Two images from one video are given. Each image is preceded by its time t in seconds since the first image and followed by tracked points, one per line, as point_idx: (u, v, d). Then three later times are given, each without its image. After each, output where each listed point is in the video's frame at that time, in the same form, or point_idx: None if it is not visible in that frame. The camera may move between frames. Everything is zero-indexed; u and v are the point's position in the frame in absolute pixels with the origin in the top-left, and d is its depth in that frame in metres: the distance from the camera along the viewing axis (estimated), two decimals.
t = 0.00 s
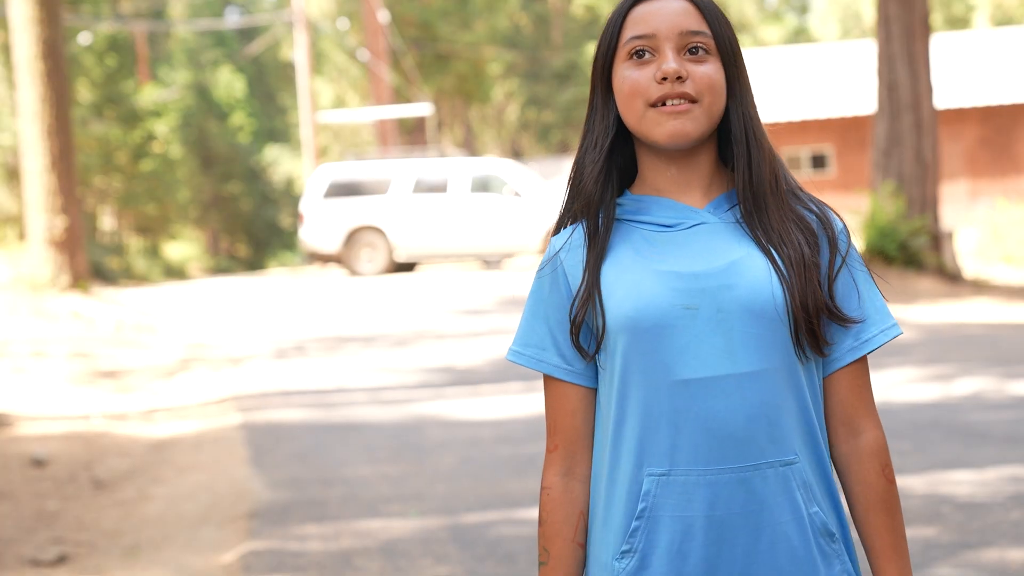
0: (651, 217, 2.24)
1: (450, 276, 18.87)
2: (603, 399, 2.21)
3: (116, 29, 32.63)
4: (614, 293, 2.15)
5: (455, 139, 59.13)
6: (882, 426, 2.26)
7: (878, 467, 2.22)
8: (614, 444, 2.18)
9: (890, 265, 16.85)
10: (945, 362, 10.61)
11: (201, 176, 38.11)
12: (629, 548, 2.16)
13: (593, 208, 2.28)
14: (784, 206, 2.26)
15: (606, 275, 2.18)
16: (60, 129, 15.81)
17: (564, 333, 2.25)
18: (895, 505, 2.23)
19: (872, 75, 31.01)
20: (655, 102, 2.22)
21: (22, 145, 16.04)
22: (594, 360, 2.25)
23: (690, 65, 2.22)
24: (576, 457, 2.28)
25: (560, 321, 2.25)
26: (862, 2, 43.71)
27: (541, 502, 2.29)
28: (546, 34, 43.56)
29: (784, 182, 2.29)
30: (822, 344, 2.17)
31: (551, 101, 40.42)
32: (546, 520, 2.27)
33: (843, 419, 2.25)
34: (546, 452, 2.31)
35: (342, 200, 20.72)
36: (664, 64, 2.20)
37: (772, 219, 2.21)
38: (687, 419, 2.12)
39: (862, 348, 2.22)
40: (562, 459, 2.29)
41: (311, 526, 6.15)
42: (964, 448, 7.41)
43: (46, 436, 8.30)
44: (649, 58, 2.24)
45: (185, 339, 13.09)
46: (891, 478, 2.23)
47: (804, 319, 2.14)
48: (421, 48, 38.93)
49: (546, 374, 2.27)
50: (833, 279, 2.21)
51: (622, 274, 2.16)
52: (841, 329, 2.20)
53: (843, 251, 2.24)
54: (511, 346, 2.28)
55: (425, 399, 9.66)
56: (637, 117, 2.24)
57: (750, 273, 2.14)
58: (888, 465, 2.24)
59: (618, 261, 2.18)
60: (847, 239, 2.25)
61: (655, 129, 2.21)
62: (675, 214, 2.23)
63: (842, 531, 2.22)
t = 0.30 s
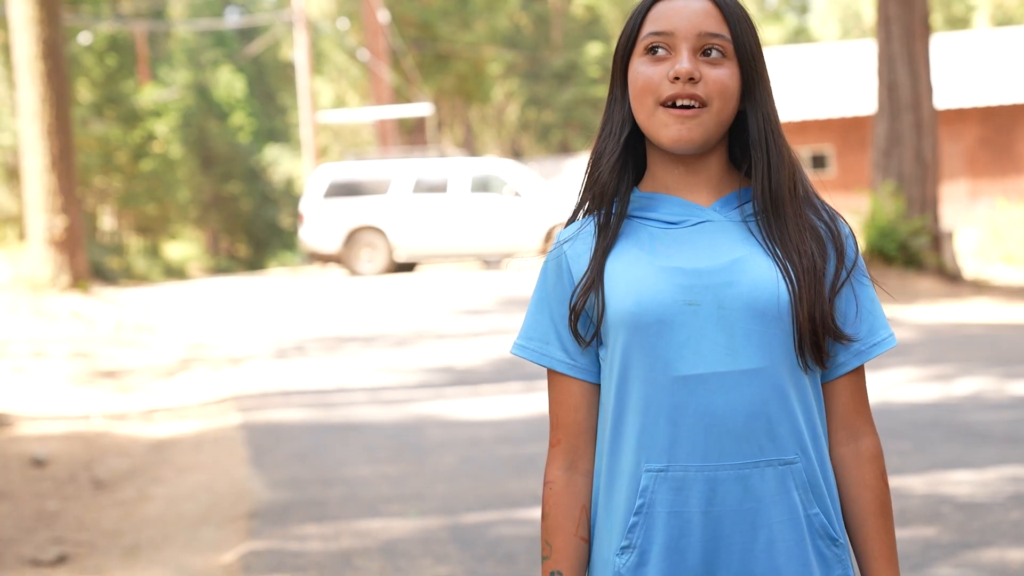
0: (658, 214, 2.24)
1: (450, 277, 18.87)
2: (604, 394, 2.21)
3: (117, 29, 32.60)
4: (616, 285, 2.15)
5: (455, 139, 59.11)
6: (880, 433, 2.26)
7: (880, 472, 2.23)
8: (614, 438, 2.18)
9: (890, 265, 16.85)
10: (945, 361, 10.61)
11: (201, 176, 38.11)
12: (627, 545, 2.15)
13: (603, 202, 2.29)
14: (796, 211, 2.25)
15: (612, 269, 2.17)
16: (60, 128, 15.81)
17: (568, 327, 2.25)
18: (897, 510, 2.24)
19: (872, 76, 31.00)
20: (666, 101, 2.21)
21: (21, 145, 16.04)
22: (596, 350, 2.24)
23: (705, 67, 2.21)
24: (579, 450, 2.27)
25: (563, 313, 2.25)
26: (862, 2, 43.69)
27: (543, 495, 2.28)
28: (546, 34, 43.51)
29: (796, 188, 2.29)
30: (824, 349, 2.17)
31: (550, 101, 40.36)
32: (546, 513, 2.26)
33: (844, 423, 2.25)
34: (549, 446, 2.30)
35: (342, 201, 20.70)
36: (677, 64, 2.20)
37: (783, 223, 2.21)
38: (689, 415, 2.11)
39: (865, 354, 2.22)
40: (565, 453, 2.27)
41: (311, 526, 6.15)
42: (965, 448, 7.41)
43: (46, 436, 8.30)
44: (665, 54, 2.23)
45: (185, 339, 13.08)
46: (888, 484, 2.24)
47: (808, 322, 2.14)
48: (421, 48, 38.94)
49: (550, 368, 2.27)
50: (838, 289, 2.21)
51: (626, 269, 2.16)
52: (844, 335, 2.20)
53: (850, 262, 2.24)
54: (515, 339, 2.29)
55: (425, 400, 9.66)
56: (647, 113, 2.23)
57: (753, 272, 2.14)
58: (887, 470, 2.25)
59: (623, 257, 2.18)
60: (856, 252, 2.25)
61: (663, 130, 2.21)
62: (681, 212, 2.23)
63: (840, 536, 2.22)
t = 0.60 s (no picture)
0: (659, 213, 2.24)
1: (450, 277, 18.88)
2: (606, 389, 2.21)
3: (117, 29, 32.54)
4: (618, 280, 2.15)
5: (455, 139, 59.10)
6: (888, 430, 2.26)
7: (884, 469, 2.23)
8: (614, 433, 2.18)
9: (890, 265, 16.86)
10: (945, 361, 10.61)
11: (201, 177, 38.14)
12: (627, 541, 2.16)
13: (605, 200, 2.29)
14: (800, 209, 2.25)
15: (613, 265, 2.18)
16: (60, 128, 15.80)
17: (569, 323, 2.26)
18: (901, 508, 2.23)
19: (872, 76, 31.00)
20: (664, 100, 2.22)
21: (21, 145, 16.04)
22: (597, 347, 2.25)
23: (704, 67, 2.21)
24: (580, 447, 2.28)
25: (565, 310, 2.26)
26: (862, 2, 43.67)
27: (544, 491, 2.29)
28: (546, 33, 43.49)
29: (801, 185, 2.28)
30: (825, 346, 2.16)
31: (550, 101, 40.34)
32: (547, 508, 2.28)
33: (850, 420, 2.25)
34: (550, 443, 2.31)
35: (343, 201, 20.70)
36: (675, 64, 2.20)
37: (787, 222, 2.21)
38: (689, 413, 2.12)
39: (868, 353, 2.22)
40: (566, 449, 2.28)
41: (311, 526, 6.15)
42: (964, 447, 7.42)
43: (46, 436, 8.30)
44: (664, 54, 2.23)
45: (185, 339, 13.08)
46: (896, 482, 2.24)
47: (807, 324, 2.14)
48: (421, 48, 38.97)
49: (553, 364, 2.27)
50: (842, 289, 2.21)
51: (626, 265, 2.16)
52: (846, 333, 2.20)
53: (854, 262, 2.23)
54: (518, 336, 2.29)
55: (425, 399, 9.66)
56: (647, 112, 2.23)
57: (754, 272, 2.13)
58: (896, 467, 2.24)
59: (624, 254, 2.19)
60: (859, 252, 2.24)
61: (662, 129, 2.21)
62: (685, 209, 2.22)
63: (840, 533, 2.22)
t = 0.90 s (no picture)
0: (659, 208, 2.24)
1: (450, 277, 18.89)
2: (607, 385, 2.22)
3: (117, 29, 32.51)
4: (618, 275, 2.15)
5: (455, 139, 59.13)
6: (892, 422, 2.24)
7: (888, 462, 2.22)
8: (614, 428, 2.19)
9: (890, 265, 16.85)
10: (945, 361, 10.61)
11: (201, 177, 38.16)
12: (627, 536, 2.16)
13: (608, 197, 2.30)
14: (802, 204, 2.24)
15: (614, 262, 2.18)
16: (60, 129, 15.80)
17: (573, 318, 2.26)
18: (905, 500, 2.22)
19: (871, 76, 31.00)
20: (659, 103, 2.22)
21: (21, 145, 16.04)
22: (600, 345, 2.26)
23: (698, 66, 2.21)
24: (582, 441, 2.28)
25: (569, 306, 2.27)
26: (862, 2, 43.69)
27: (546, 484, 2.30)
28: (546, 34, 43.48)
29: (803, 177, 2.27)
30: (827, 339, 2.15)
31: (551, 101, 40.30)
32: (549, 502, 2.28)
33: (853, 414, 2.24)
34: (553, 437, 2.31)
35: (342, 201, 20.70)
36: (669, 65, 2.20)
37: (789, 215, 2.20)
38: (687, 409, 2.12)
39: (873, 345, 2.20)
40: (568, 443, 2.29)
41: (311, 526, 6.15)
42: (964, 448, 7.42)
43: (45, 436, 8.31)
44: (658, 54, 2.23)
45: (184, 339, 13.09)
46: (900, 473, 2.23)
47: (808, 318, 2.13)
48: (421, 48, 38.97)
49: (555, 359, 2.28)
50: (847, 281, 2.19)
51: (628, 259, 2.16)
52: (849, 326, 2.19)
53: (862, 252, 2.21)
54: (522, 331, 2.30)
55: (425, 400, 9.66)
56: (642, 115, 2.24)
57: (755, 267, 2.12)
58: (898, 459, 2.23)
59: (624, 249, 2.19)
60: (867, 241, 2.22)
61: (658, 129, 2.21)
62: (685, 204, 2.22)
63: (843, 528, 2.21)
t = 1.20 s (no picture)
0: (660, 207, 2.24)
1: (450, 277, 18.89)
2: (611, 384, 2.23)
3: (117, 29, 32.50)
4: (619, 277, 2.15)
5: (455, 139, 59.15)
6: (897, 414, 2.24)
7: (892, 456, 2.21)
8: (619, 431, 2.20)
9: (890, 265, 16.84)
10: (945, 361, 10.61)
11: (201, 176, 38.16)
12: (632, 534, 2.17)
13: (610, 196, 2.29)
14: (805, 199, 2.23)
15: (616, 261, 2.18)
16: (60, 129, 15.80)
17: (576, 315, 2.27)
18: (909, 493, 2.22)
19: (871, 75, 30.99)
20: (659, 103, 2.22)
21: (21, 145, 16.04)
22: (603, 345, 2.26)
23: (697, 64, 2.21)
24: (588, 439, 2.29)
25: (574, 304, 2.27)
26: (862, 2, 43.69)
27: (553, 481, 2.31)
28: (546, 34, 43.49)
29: (805, 175, 2.26)
30: (828, 338, 2.14)
31: (551, 101, 40.35)
32: (557, 497, 2.30)
33: (858, 407, 2.24)
34: (560, 435, 2.33)
35: (343, 201, 20.71)
36: (667, 64, 2.20)
37: (792, 212, 2.19)
38: (689, 409, 2.12)
39: (876, 339, 2.19)
40: (574, 441, 2.30)
41: (311, 526, 6.15)
42: (965, 448, 7.42)
43: (46, 436, 8.30)
44: (657, 54, 2.24)
45: (184, 339, 13.09)
46: (905, 467, 2.22)
47: (813, 315, 2.12)
48: (421, 48, 38.93)
49: (559, 357, 2.29)
50: (850, 279, 2.18)
51: (629, 261, 2.16)
52: (851, 321, 2.18)
53: (864, 248, 2.20)
54: (526, 330, 2.32)
55: (426, 399, 9.66)
56: (643, 115, 2.24)
57: (755, 265, 2.12)
58: (904, 453, 2.22)
59: (626, 249, 2.18)
60: (870, 237, 2.21)
61: (659, 129, 2.22)
62: (686, 203, 2.21)
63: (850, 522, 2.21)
